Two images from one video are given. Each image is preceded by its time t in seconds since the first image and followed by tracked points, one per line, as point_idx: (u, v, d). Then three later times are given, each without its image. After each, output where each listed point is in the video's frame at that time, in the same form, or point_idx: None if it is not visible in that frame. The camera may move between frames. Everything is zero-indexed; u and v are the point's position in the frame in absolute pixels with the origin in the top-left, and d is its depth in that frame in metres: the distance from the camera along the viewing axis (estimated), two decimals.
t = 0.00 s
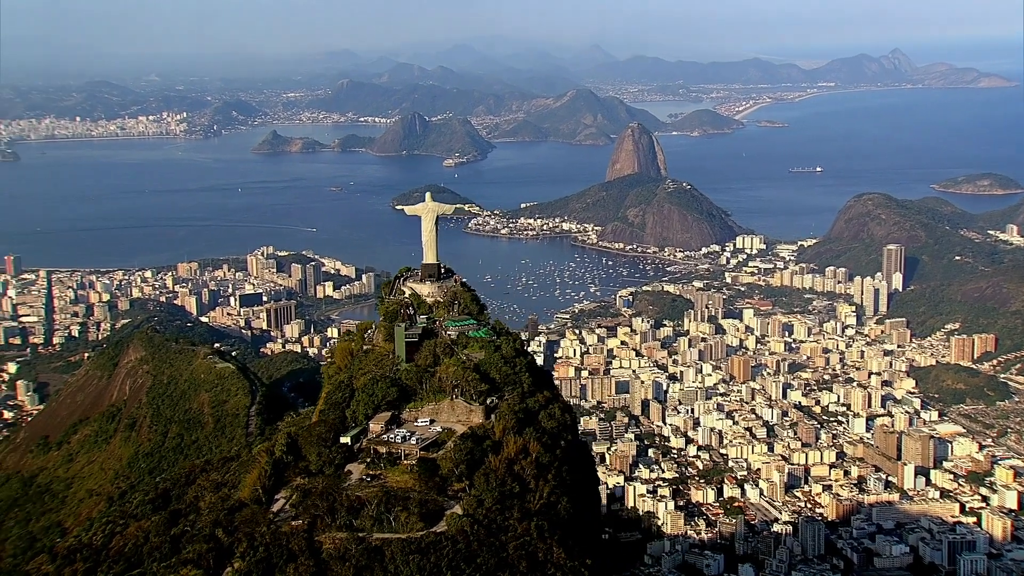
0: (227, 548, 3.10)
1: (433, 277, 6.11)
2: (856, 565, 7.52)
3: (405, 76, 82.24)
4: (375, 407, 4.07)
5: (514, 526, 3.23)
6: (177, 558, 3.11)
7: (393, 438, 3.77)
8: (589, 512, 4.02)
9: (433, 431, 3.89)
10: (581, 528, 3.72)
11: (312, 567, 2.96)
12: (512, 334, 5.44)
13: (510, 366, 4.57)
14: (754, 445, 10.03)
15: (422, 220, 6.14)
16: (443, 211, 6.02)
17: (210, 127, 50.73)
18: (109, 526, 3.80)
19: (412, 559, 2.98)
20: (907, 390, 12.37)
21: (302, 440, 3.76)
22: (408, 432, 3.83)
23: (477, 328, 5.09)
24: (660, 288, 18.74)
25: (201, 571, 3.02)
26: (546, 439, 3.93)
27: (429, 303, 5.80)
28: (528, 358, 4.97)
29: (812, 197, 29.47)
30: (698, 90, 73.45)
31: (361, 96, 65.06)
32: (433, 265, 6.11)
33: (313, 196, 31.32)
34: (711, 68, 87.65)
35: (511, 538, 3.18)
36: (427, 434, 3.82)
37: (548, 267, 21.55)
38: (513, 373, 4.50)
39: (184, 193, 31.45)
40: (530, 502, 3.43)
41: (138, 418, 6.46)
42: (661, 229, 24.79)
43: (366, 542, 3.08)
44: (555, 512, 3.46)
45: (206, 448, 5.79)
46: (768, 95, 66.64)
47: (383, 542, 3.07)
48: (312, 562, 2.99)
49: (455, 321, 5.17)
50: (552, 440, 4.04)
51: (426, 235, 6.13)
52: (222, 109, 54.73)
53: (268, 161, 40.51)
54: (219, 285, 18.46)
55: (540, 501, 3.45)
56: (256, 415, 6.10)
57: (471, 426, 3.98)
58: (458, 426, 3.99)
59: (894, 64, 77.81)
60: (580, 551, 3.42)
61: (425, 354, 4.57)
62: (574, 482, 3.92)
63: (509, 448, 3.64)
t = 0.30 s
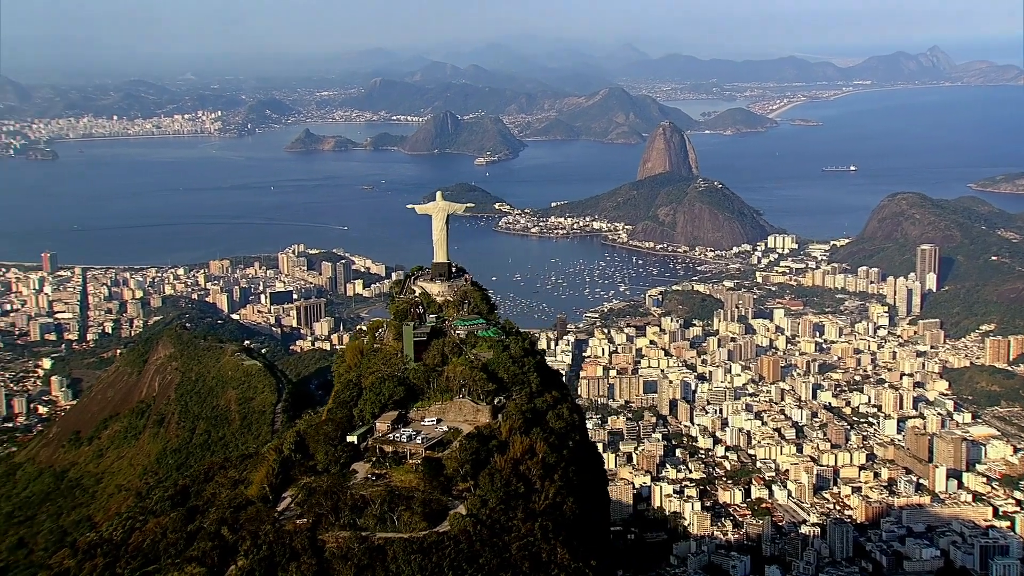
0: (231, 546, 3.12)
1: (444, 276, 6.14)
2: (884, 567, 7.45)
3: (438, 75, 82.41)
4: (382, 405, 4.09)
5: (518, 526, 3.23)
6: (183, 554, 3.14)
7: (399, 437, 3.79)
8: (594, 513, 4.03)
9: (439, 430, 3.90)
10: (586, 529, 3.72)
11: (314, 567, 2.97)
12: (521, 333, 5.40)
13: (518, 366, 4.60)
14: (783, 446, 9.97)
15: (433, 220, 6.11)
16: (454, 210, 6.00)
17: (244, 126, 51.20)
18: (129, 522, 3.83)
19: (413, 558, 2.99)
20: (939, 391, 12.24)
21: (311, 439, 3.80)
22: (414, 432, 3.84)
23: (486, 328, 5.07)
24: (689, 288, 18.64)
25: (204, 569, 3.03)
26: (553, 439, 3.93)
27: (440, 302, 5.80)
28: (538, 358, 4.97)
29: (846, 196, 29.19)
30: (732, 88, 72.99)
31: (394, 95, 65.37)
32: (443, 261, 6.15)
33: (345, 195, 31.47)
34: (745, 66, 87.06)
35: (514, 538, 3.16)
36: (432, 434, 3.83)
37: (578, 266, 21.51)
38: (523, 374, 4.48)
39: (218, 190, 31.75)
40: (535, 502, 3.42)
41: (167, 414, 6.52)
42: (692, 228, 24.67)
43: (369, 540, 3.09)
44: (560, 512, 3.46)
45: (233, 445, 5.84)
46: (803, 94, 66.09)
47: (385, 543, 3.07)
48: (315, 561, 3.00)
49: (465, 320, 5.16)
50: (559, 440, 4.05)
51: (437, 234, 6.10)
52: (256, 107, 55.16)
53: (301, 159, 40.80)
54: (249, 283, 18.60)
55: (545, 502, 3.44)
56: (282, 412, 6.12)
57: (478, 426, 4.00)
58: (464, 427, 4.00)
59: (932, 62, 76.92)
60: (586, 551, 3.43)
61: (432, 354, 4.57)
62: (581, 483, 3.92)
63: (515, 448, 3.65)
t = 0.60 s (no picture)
0: (237, 543, 3.14)
1: (456, 275, 6.34)
2: (919, 572, 7.34)
3: (476, 74, 82.51)
4: (391, 404, 4.17)
5: (522, 526, 3.21)
6: (191, 551, 3.16)
7: (405, 437, 3.81)
8: (605, 513, 4.03)
9: (447, 430, 3.93)
10: (596, 529, 3.71)
11: (317, 565, 2.97)
12: (530, 331, 5.54)
13: (528, 366, 4.65)
14: (817, 448, 9.88)
15: (445, 219, 6.19)
16: (465, 210, 6.07)
17: (283, 124, 51.59)
18: (151, 517, 3.87)
19: (415, 558, 2.97)
20: (979, 394, 12.06)
21: (321, 438, 3.85)
22: (422, 431, 3.87)
23: (497, 326, 5.20)
24: (725, 287, 18.52)
25: (209, 565, 3.04)
26: (562, 439, 3.93)
27: (452, 301, 5.90)
28: (548, 358, 5.05)
29: (887, 196, 28.84)
30: (772, 87, 72.43)
31: (431, 93, 65.60)
32: (457, 258, 6.23)
33: (382, 193, 31.61)
34: (786, 65, 86.33)
35: (518, 539, 3.13)
36: (439, 433, 3.85)
37: (613, 265, 21.46)
38: (531, 373, 4.57)
39: (256, 188, 32.02)
40: (542, 502, 3.41)
41: (199, 410, 6.60)
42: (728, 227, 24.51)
43: (373, 540, 3.09)
44: (569, 513, 3.42)
45: (264, 440, 5.89)
46: (844, 91, 65.43)
47: (389, 542, 3.07)
48: (317, 560, 3.00)
49: (476, 319, 5.30)
50: (569, 441, 4.05)
51: (449, 234, 6.18)
52: (295, 106, 55.54)
53: (339, 157, 41.04)
54: (285, 280, 18.71)
55: (552, 502, 3.43)
56: (312, 408, 6.16)
57: (486, 424, 4.02)
58: (472, 426, 4.02)
59: (978, 58, 75.80)
60: (593, 553, 3.33)
61: (442, 353, 4.71)
62: (590, 483, 3.92)
63: (522, 449, 3.66)
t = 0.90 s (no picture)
0: (240, 542, 3.18)
1: (466, 275, 6.33)
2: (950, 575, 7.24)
3: (509, 73, 82.49)
4: (398, 404, 4.24)
5: (526, 527, 3.24)
6: (197, 549, 3.21)
7: (412, 436, 3.85)
8: (612, 514, 4.07)
9: (453, 430, 3.97)
10: (602, 531, 3.75)
11: (318, 565, 3.00)
12: (539, 331, 5.61)
13: (537, 366, 4.70)
14: (847, 450, 9.79)
15: (456, 218, 6.24)
16: (476, 210, 6.12)
17: (317, 122, 51.92)
18: (171, 513, 3.92)
19: (418, 557, 3.01)
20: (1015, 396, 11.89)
21: (329, 437, 3.90)
22: (427, 430, 3.90)
23: (506, 326, 5.23)
24: (755, 287, 18.40)
25: (213, 563, 3.08)
26: (568, 441, 3.97)
27: (462, 301, 5.95)
28: (556, 359, 5.11)
29: (923, 196, 28.51)
30: (807, 85, 71.82)
31: (463, 92, 65.75)
32: (467, 257, 6.28)
33: (413, 192, 31.70)
34: (822, 63, 85.52)
35: (521, 540, 3.16)
36: (445, 433, 3.89)
37: (643, 264, 21.40)
38: (539, 374, 4.64)
39: (288, 187, 32.26)
40: (546, 503, 3.44)
41: (226, 408, 6.65)
42: (760, 227, 24.35)
43: (375, 539, 3.12)
44: (573, 514, 3.46)
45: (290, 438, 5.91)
46: (881, 90, 64.73)
47: (392, 541, 3.10)
48: (320, 559, 3.04)
49: (485, 319, 5.34)
50: (576, 441, 4.09)
51: (460, 233, 6.25)
52: (328, 105, 55.85)
53: (371, 156, 41.25)
54: (316, 278, 18.81)
55: (557, 502, 3.46)
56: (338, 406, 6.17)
57: (493, 424, 4.06)
58: (479, 425, 4.07)
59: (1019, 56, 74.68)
60: (597, 554, 3.41)
61: (450, 352, 4.78)
62: (597, 484, 3.95)
63: (528, 449, 3.70)
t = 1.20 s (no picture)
0: (243, 539, 3.24)
1: (475, 274, 6.36)
2: None
3: (540, 71, 82.46)
4: (404, 403, 4.33)
5: (529, 527, 3.27)
6: (200, 547, 3.26)
7: (415, 436, 3.91)
8: (616, 510, 4.15)
9: (458, 429, 4.04)
10: (605, 530, 3.80)
11: (319, 564, 3.03)
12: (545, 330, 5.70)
13: (544, 365, 4.79)
14: (876, 451, 9.71)
15: (466, 218, 6.36)
16: (485, 208, 6.23)
17: (348, 120, 52.16)
18: (188, 511, 3.98)
19: (418, 556, 3.03)
20: None
21: (335, 437, 3.98)
22: (431, 430, 3.97)
23: (514, 326, 5.31)
24: (785, 287, 18.26)
25: (216, 561, 3.13)
26: (575, 441, 4.02)
27: (471, 300, 6.01)
28: (564, 360, 5.17)
29: (959, 195, 28.16)
30: (841, 83, 71.16)
31: (494, 91, 65.81)
32: (476, 256, 6.33)
33: (443, 190, 31.74)
34: (857, 61, 84.70)
35: (523, 540, 3.18)
36: (449, 433, 3.96)
37: (672, 264, 21.34)
38: (547, 372, 4.71)
39: (319, 185, 32.46)
40: (550, 504, 3.50)
41: (253, 406, 6.70)
42: (790, 226, 24.17)
43: (377, 539, 3.15)
44: (577, 514, 3.54)
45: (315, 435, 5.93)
46: (917, 88, 64.01)
47: (393, 541, 3.13)
48: (321, 558, 3.07)
49: (493, 318, 5.40)
50: (582, 442, 4.15)
51: (470, 232, 6.34)
52: (360, 104, 56.08)
53: (402, 154, 41.40)
54: (345, 276, 18.89)
55: (561, 504, 3.52)
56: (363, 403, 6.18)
57: (498, 424, 4.15)
58: (484, 425, 4.16)
59: None
60: (601, 554, 3.45)
61: (459, 350, 4.86)
62: (602, 482, 4.02)
63: (533, 450, 3.77)
